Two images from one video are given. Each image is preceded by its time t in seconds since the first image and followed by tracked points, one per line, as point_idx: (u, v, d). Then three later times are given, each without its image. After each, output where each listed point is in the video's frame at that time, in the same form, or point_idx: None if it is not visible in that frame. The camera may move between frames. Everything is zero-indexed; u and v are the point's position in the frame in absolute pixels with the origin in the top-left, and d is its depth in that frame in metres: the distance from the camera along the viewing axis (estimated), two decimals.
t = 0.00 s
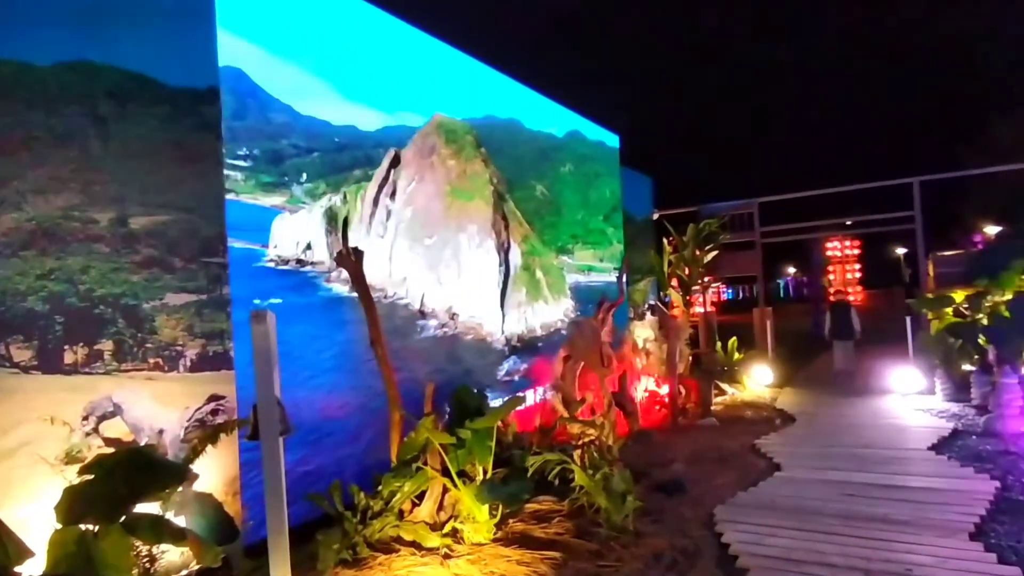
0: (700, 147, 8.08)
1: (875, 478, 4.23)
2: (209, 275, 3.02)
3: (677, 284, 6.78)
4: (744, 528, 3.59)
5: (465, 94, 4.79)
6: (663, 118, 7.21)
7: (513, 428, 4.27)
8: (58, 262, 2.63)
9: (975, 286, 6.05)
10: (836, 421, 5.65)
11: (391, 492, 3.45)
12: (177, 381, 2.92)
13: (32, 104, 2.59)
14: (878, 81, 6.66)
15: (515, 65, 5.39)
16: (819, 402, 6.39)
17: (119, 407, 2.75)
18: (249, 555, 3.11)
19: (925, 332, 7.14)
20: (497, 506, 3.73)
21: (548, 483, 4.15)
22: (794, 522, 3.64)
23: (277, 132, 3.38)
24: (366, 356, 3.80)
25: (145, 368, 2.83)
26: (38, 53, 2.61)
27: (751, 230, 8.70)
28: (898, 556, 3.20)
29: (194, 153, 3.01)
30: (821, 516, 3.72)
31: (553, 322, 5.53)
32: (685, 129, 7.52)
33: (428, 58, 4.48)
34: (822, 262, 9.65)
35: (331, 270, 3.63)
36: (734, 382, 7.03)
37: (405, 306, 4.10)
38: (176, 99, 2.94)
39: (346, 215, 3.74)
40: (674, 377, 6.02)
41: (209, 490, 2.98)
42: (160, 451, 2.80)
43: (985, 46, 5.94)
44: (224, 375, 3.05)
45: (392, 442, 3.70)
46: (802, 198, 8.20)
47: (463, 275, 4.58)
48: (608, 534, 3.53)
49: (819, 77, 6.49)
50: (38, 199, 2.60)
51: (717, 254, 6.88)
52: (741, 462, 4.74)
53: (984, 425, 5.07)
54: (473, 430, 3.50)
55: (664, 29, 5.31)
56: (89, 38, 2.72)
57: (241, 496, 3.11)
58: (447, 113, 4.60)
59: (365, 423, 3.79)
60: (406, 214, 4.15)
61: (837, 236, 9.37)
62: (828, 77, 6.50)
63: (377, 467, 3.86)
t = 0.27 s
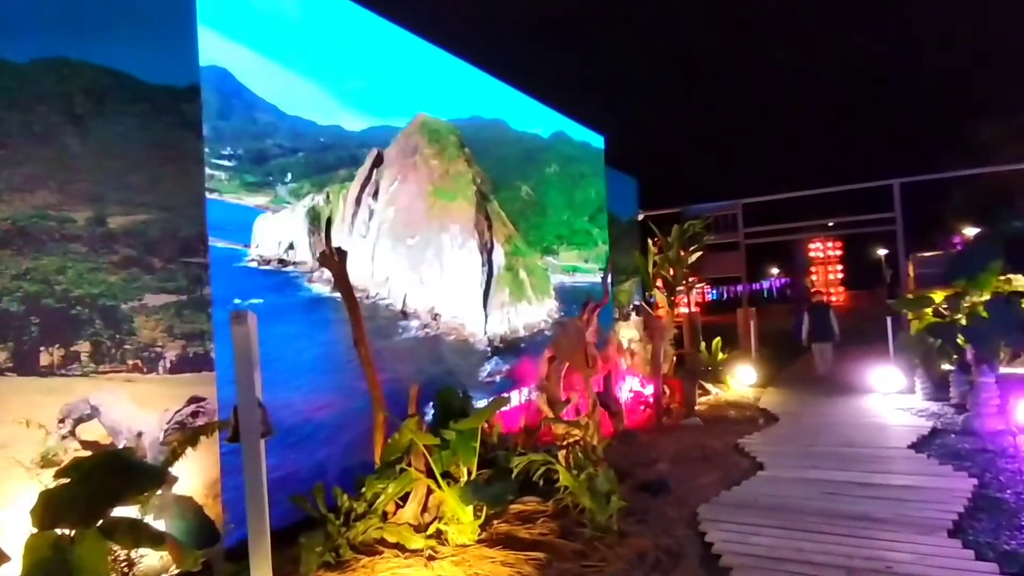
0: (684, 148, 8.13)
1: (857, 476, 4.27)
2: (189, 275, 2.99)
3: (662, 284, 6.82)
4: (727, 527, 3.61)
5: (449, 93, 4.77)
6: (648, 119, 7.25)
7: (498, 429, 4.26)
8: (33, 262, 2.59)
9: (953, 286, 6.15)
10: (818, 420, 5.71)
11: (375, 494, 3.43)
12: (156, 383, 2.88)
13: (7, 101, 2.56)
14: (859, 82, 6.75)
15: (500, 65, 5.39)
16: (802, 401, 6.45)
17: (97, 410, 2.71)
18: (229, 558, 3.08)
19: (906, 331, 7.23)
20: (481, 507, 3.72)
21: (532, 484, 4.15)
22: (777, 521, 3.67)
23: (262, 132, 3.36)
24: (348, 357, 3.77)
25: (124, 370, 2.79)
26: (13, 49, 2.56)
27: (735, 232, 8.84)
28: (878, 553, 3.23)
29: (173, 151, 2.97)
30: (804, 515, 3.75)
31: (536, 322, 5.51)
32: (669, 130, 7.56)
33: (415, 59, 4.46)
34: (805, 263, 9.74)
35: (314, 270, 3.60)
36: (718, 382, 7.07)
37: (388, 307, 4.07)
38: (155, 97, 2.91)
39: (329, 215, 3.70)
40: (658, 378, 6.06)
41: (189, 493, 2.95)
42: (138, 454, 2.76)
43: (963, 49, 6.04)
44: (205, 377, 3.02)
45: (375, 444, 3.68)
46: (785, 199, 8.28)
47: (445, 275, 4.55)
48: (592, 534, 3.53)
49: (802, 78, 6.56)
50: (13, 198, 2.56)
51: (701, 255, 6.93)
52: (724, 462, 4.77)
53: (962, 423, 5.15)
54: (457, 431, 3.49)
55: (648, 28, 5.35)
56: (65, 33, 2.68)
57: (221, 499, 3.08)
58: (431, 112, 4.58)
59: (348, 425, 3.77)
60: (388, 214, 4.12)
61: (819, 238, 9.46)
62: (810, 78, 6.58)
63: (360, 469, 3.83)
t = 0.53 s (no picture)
0: (668, 149, 8.18)
1: (837, 475, 4.31)
2: (166, 275, 2.95)
3: (646, 285, 6.84)
4: (708, 527, 3.63)
5: (433, 93, 4.75)
6: (631, 120, 7.29)
7: (480, 429, 4.26)
8: (5, 261, 2.53)
9: (932, 287, 6.23)
10: (798, 420, 5.76)
11: (356, 496, 3.40)
12: (132, 385, 2.83)
13: None
14: (839, 85, 6.83)
15: (484, 65, 5.40)
16: (784, 401, 6.50)
17: (71, 412, 2.66)
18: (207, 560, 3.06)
19: (885, 331, 7.32)
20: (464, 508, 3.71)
21: (516, 485, 4.14)
22: (757, 520, 3.69)
23: (246, 132, 3.37)
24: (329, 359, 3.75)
25: (99, 372, 2.74)
26: None
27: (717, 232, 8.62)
28: (857, 552, 3.26)
29: (150, 150, 2.94)
30: (785, 514, 3.78)
31: (518, 323, 5.49)
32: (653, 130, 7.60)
33: (400, 59, 4.46)
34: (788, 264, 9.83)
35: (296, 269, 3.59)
36: (701, 382, 7.11)
37: (369, 308, 4.05)
38: (132, 95, 2.87)
39: (310, 215, 3.69)
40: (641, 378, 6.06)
41: (165, 496, 2.89)
42: (114, 457, 2.72)
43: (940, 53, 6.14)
44: (182, 378, 2.99)
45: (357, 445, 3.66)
46: (768, 200, 8.34)
47: (427, 275, 4.52)
48: (575, 535, 3.53)
49: (783, 80, 6.63)
50: None
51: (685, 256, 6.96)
52: (706, 461, 4.80)
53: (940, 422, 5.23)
54: (439, 432, 3.48)
55: (632, 28, 5.37)
56: (39, 27, 2.61)
57: (199, 501, 3.04)
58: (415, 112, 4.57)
59: (328, 426, 3.74)
60: (369, 213, 4.09)
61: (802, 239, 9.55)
62: (791, 80, 6.65)
63: (341, 470, 3.81)
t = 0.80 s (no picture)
0: (645, 151, 8.24)
1: (808, 474, 4.38)
2: (133, 275, 2.89)
3: (622, 286, 6.88)
4: (682, 526, 3.66)
5: (407, 92, 4.72)
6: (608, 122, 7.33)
7: (456, 430, 4.25)
8: None
9: (900, 289, 6.34)
10: (771, 419, 5.84)
11: (329, 499, 3.37)
12: (96, 388, 2.77)
13: None
14: (811, 90, 6.95)
15: (461, 65, 5.38)
16: (757, 401, 6.58)
17: (32, 415, 2.59)
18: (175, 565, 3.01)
19: (855, 332, 7.45)
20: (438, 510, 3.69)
21: (491, 486, 4.14)
22: (730, 518, 3.73)
23: (219, 130, 3.33)
24: (301, 360, 3.71)
25: (62, 374, 2.67)
26: None
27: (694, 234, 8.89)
28: (827, 549, 3.31)
29: (117, 147, 2.88)
30: (757, 512, 3.83)
31: (493, 324, 5.46)
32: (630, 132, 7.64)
33: (376, 59, 4.44)
34: (762, 265, 9.96)
35: (266, 269, 3.54)
36: (676, 382, 7.18)
37: (343, 309, 4.01)
38: (98, 91, 2.81)
39: (282, 214, 3.64)
40: (618, 378, 6.09)
41: (131, 501, 2.84)
42: (77, 461, 2.65)
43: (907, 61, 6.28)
44: (149, 380, 2.93)
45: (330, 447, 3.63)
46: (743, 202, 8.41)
47: (400, 276, 4.48)
48: (550, 535, 3.54)
49: (757, 84, 6.72)
50: None
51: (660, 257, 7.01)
52: (680, 461, 4.84)
53: (908, 421, 5.33)
54: (414, 433, 3.46)
55: (609, 30, 5.40)
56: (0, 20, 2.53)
57: (166, 506, 2.99)
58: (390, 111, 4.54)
59: (300, 429, 3.70)
60: (342, 213, 4.04)
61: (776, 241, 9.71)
62: (765, 85, 6.75)
63: (313, 473, 3.76)
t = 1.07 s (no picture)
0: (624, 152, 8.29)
1: (783, 472, 4.44)
2: (102, 275, 2.83)
3: (601, 286, 6.90)
4: (660, 525, 3.68)
5: (385, 91, 4.68)
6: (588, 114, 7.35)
7: (434, 432, 4.24)
8: None
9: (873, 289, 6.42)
10: (748, 418, 5.90)
11: (305, 502, 3.34)
12: (63, 390, 2.70)
13: None
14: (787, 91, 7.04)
15: (439, 65, 5.36)
16: (734, 400, 6.65)
17: None
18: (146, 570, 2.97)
19: (830, 332, 7.56)
20: (416, 511, 3.68)
21: (469, 487, 4.13)
22: (707, 517, 3.76)
23: (197, 129, 3.30)
24: (276, 360, 3.66)
25: (28, 376, 2.60)
26: None
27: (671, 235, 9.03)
28: (802, 546, 3.36)
29: (86, 144, 2.81)
30: (733, 511, 3.86)
31: (469, 324, 5.41)
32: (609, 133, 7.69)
33: (357, 59, 4.44)
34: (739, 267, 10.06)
35: (241, 269, 3.49)
36: (654, 382, 7.22)
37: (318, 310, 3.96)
38: (67, 87, 2.75)
39: (258, 214, 3.60)
40: (597, 378, 6.05)
41: (99, 505, 2.78)
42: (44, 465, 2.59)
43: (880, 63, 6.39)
44: (119, 382, 2.87)
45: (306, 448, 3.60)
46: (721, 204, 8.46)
47: (375, 278, 4.44)
48: (527, 536, 3.54)
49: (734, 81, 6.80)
50: None
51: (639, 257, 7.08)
52: (658, 460, 4.87)
53: (880, 421, 5.49)
54: (391, 434, 3.44)
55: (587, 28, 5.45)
56: None
57: (137, 510, 2.93)
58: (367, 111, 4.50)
59: (274, 431, 3.65)
60: (317, 212, 4.00)
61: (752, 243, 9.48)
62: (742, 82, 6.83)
63: (288, 476, 3.72)
